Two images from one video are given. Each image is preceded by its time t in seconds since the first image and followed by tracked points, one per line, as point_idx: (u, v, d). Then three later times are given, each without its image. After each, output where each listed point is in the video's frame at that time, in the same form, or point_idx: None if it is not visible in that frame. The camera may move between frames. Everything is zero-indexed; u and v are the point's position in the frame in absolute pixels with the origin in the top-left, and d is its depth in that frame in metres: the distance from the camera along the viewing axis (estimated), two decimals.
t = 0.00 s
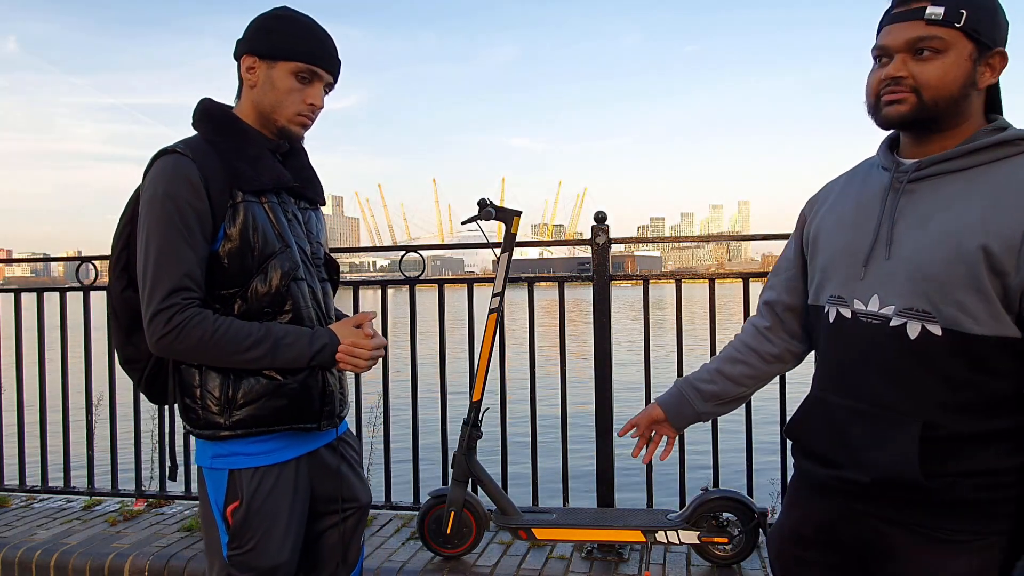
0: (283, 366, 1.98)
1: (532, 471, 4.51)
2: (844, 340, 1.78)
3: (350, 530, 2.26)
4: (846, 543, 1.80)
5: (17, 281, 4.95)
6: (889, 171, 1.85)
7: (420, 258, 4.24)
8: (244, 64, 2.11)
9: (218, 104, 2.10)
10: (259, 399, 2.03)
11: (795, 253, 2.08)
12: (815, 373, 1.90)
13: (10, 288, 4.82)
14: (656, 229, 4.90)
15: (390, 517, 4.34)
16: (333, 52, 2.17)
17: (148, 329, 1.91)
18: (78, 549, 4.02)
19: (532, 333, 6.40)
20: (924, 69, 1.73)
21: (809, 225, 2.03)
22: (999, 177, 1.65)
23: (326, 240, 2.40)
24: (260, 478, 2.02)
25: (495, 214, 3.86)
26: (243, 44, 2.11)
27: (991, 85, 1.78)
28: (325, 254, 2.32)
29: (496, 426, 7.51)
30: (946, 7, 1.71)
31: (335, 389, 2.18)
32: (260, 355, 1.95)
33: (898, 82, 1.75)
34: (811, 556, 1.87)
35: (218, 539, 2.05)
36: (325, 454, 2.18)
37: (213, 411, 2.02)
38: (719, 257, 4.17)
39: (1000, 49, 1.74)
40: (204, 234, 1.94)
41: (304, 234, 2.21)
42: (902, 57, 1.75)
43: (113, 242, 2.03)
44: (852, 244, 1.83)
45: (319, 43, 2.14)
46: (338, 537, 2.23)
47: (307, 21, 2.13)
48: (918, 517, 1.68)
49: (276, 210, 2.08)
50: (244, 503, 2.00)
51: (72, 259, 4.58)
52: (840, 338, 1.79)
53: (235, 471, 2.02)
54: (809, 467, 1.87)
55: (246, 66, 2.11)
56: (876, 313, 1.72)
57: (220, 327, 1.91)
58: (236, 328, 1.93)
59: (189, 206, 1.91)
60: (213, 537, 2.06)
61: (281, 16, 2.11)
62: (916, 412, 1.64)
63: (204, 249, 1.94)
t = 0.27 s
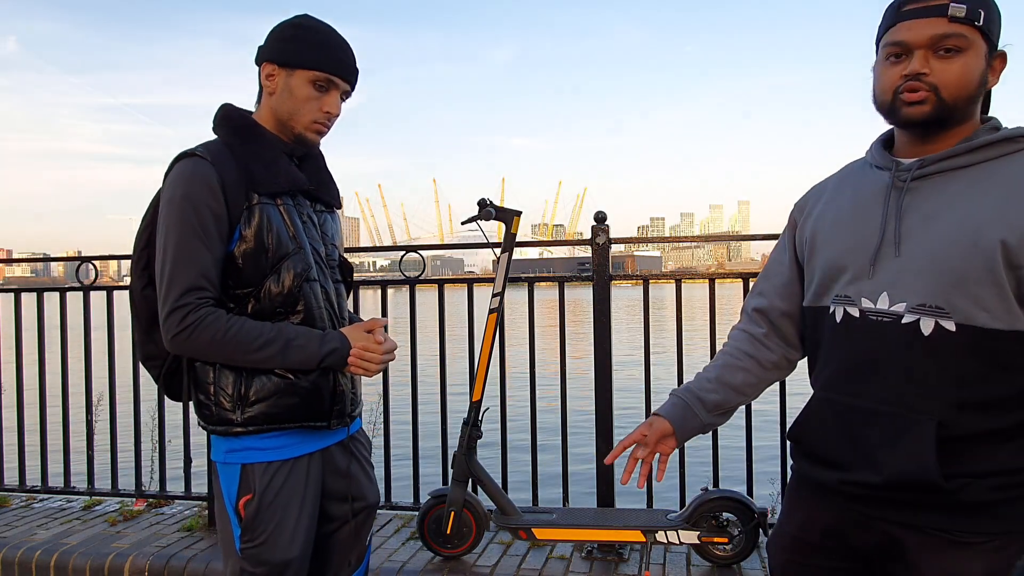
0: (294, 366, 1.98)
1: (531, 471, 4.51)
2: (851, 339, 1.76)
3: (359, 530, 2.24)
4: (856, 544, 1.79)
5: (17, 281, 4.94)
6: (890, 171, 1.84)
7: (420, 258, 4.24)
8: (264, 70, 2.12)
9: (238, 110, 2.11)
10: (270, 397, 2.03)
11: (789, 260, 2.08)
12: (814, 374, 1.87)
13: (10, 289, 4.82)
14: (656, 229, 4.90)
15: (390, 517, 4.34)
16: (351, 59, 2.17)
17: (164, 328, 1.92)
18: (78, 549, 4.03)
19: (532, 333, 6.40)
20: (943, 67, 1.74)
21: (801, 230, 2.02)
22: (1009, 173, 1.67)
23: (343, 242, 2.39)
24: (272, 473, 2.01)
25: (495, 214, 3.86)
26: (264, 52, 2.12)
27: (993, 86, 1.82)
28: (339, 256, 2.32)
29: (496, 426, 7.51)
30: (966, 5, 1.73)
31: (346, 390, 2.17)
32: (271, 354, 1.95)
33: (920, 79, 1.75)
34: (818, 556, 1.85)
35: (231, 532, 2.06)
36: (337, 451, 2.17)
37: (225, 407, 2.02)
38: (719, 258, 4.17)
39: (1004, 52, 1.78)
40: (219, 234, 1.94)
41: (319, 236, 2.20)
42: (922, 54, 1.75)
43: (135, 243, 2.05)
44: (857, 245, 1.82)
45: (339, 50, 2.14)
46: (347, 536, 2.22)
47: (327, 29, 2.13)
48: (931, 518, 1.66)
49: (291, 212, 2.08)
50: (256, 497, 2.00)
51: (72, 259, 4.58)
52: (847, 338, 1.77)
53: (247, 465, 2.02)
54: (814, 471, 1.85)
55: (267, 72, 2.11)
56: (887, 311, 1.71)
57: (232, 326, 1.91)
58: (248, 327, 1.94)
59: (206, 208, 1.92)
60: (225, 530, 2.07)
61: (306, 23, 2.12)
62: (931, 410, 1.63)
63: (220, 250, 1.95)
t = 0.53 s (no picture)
0: (307, 364, 1.97)
1: (532, 471, 4.50)
2: (849, 339, 1.76)
3: (367, 530, 2.23)
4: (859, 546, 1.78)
5: (17, 281, 4.94)
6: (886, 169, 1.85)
7: (420, 258, 4.24)
8: (284, 76, 2.12)
9: (258, 114, 2.11)
10: (284, 394, 2.03)
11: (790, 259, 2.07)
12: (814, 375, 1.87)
13: (10, 289, 4.82)
14: (656, 229, 4.90)
15: (390, 517, 4.34)
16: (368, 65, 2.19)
17: (180, 325, 1.92)
18: (78, 549, 4.03)
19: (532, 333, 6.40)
20: (915, 74, 1.73)
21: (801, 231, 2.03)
22: (1005, 171, 1.67)
23: (360, 244, 2.39)
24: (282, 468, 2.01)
25: (495, 214, 3.86)
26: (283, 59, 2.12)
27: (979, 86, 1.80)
28: (355, 257, 2.31)
29: (496, 426, 7.51)
30: (939, 11, 1.71)
31: (359, 388, 2.17)
32: (284, 352, 1.94)
33: (893, 87, 1.75)
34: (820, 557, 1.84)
35: (241, 527, 2.05)
36: (348, 450, 2.16)
37: (239, 403, 2.03)
38: (719, 258, 4.16)
39: (989, 52, 1.76)
40: (235, 233, 1.94)
41: (334, 237, 2.20)
42: (895, 62, 1.75)
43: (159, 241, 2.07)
44: (855, 245, 1.82)
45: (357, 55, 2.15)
46: (356, 535, 2.20)
47: (347, 36, 2.14)
48: (929, 518, 1.65)
49: (306, 213, 2.08)
50: (266, 492, 2.00)
51: (72, 259, 4.58)
52: (844, 340, 1.77)
53: (258, 460, 2.02)
54: (813, 471, 1.85)
55: (285, 78, 2.12)
56: (883, 311, 1.71)
57: (245, 324, 1.91)
58: (260, 326, 1.93)
59: (223, 207, 1.93)
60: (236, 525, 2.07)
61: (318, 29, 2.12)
62: (927, 408, 1.63)
63: (236, 249, 1.95)
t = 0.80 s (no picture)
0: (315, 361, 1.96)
1: (532, 471, 4.51)
2: (837, 335, 1.79)
3: (372, 531, 2.22)
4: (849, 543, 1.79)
5: (17, 281, 4.94)
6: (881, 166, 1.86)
7: (420, 258, 4.24)
8: (301, 81, 2.14)
9: (278, 116, 2.13)
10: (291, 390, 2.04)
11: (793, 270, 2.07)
12: (809, 371, 1.90)
13: (10, 289, 4.82)
14: (656, 229, 4.90)
15: (390, 517, 4.34)
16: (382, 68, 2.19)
17: (192, 318, 1.94)
18: (78, 549, 4.02)
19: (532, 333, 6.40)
20: (898, 76, 1.72)
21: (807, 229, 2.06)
22: (985, 173, 1.63)
23: (376, 247, 2.38)
24: (285, 464, 2.02)
25: (495, 214, 3.86)
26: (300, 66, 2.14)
27: (977, 85, 1.73)
28: (369, 258, 2.31)
29: (496, 426, 7.51)
30: (918, 13, 1.70)
31: (368, 386, 2.16)
32: (291, 348, 1.94)
33: (876, 91, 1.75)
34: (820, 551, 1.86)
35: (246, 523, 2.06)
36: (353, 451, 2.15)
37: (248, 398, 2.04)
38: (719, 258, 4.16)
39: (986, 50, 1.69)
40: (249, 231, 1.96)
41: (348, 237, 2.20)
42: (877, 65, 1.75)
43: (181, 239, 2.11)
44: (846, 243, 1.84)
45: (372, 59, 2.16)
46: (359, 536, 2.20)
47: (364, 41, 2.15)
48: (903, 515, 1.65)
49: (319, 214, 2.09)
50: (268, 487, 2.00)
51: (72, 259, 4.57)
52: (834, 336, 1.80)
53: (262, 456, 2.03)
54: (804, 464, 1.88)
55: (302, 84, 2.14)
56: (864, 309, 1.73)
57: (255, 321, 1.91)
58: (271, 322, 1.93)
59: (239, 206, 1.95)
60: (241, 521, 2.08)
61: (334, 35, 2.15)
62: (900, 406, 1.64)
63: (249, 247, 1.96)
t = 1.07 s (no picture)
0: (310, 359, 1.95)
1: (532, 471, 4.51)
2: (827, 334, 1.82)
3: (370, 529, 2.21)
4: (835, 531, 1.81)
5: (17, 281, 4.94)
6: (876, 167, 1.87)
7: (420, 258, 4.24)
8: (313, 84, 2.18)
9: (296, 118, 2.14)
10: (286, 385, 2.04)
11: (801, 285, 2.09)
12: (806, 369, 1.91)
13: (10, 289, 4.82)
14: (656, 229, 4.90)
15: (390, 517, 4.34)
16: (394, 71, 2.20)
17: (194, 308, 1.95)
18: (78, 549, 4.02)
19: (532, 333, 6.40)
20: (878, 78, 1.71)
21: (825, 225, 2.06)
22: (947, 176, 1.61)
23: (387, 250, 2.36)
24: (280, 458, 2.02)
25: (495, 214, 3.86)
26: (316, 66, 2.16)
27: (960, 83, 1.70)
28: (377, 260, 2.28)
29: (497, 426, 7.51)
30: (894, 15, 1.68)
31: (363, 388, 2.14)
32: (287, 344, 1.94)
33: (858, 93, 1.74)
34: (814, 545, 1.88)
35: (248, 517, 2.07)
36: (352, 450, 2.15)
37: (243, 391, 2.05)
38: (719, 258, 4.15)
39: (965, 48, 1.66)
40: (253, 226, 1.97)
41: (356, 238, 2.18)
42: (858, 68, 1.74)
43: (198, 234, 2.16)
44: (840, 243, 1.86)
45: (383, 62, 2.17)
46: (358, 533, 2.19)
47: (381, 46, 2.18)
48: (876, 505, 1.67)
49: (325, 215, 2.08)
50: (265, 482, 2.00)
51: (72, 259, 4.57)
52: (826, 335, 1.83)
53: (258, 449, 2.04)
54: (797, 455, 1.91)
55: (314, 87, 2.17)
56: (846, 309, 1.75)
57: (253, 315, 1.91)
58: (270, 317, 1.93)
59: (246, 201, 1.96)
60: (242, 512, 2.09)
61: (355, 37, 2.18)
62: (868, 403, 1.66)
63: (253, 243, 1.97)
